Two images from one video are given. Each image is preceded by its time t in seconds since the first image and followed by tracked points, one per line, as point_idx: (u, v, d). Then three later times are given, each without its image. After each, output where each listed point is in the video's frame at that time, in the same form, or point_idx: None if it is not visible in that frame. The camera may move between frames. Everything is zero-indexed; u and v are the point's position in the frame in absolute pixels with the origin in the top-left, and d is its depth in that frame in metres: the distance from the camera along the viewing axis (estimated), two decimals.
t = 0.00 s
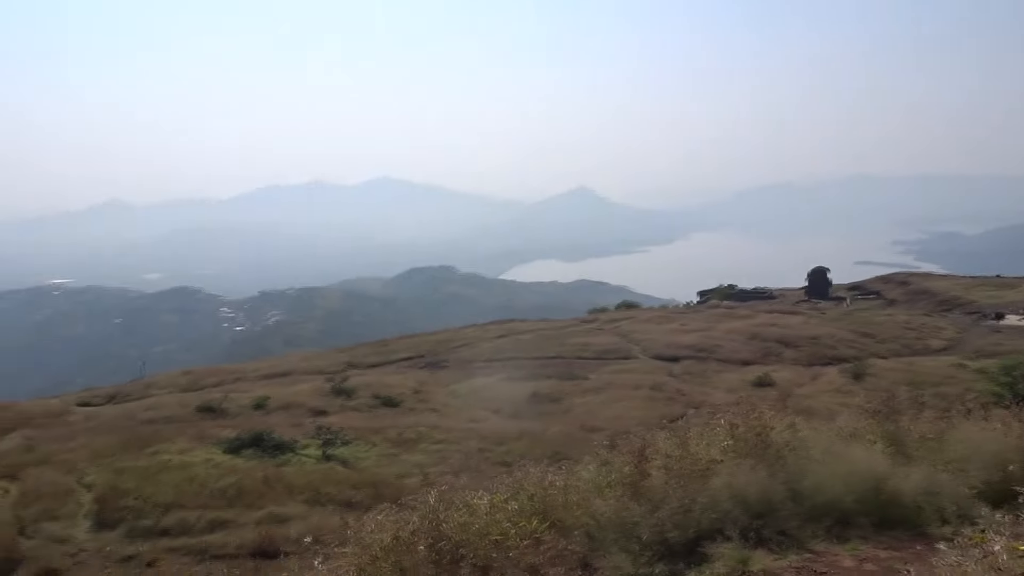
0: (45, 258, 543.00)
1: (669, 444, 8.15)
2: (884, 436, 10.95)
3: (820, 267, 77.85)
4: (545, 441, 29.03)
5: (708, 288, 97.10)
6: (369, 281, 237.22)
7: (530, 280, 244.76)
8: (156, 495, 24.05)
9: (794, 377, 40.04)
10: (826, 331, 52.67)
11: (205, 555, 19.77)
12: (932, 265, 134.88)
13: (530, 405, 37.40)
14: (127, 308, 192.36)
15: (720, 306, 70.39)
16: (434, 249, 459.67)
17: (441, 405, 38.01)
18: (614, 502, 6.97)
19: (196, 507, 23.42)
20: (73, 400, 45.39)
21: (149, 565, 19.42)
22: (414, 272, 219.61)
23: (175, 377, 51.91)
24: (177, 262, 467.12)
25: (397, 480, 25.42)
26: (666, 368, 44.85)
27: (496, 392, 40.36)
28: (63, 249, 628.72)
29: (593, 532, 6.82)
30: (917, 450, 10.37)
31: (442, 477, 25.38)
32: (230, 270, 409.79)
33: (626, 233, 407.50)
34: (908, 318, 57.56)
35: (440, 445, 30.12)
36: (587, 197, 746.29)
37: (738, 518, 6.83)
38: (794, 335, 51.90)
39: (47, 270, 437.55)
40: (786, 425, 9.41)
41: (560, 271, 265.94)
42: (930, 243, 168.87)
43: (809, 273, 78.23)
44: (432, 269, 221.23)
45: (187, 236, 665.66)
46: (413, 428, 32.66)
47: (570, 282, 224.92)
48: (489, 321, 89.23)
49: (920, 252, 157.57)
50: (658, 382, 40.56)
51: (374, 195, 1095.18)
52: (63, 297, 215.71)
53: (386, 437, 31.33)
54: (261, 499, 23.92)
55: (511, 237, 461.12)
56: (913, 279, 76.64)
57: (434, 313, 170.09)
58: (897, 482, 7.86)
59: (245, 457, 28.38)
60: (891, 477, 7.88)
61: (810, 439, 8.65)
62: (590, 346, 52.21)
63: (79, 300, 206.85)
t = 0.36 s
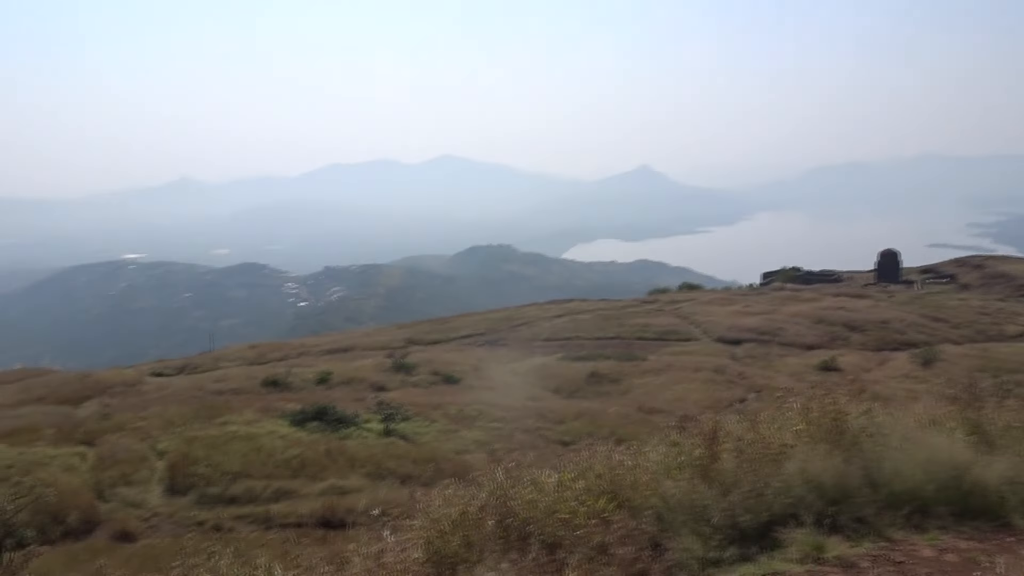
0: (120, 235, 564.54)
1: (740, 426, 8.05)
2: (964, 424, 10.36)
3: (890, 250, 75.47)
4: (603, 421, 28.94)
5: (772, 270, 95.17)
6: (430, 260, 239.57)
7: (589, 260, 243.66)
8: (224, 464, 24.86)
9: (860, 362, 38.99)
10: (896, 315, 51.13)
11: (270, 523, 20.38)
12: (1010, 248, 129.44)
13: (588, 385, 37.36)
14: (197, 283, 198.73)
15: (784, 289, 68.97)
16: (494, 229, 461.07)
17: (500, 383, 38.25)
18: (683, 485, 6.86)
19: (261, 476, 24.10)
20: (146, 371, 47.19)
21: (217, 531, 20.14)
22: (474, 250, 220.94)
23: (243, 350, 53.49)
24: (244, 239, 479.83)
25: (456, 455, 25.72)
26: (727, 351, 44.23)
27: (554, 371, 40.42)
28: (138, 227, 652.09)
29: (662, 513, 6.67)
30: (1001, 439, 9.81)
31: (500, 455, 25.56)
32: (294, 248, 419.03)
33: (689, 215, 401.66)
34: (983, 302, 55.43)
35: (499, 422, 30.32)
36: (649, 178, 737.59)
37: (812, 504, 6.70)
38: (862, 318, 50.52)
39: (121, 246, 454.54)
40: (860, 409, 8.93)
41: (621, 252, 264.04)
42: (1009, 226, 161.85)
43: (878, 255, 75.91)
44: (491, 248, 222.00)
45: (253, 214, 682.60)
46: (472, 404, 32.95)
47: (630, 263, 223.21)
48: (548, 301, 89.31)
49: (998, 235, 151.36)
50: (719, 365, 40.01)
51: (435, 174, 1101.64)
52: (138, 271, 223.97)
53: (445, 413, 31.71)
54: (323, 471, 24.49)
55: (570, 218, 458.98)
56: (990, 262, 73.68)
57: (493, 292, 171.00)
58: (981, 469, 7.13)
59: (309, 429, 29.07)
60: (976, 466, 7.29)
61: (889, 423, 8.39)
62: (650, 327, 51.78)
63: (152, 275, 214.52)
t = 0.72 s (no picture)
0: (178, 220, 579.51)
1: (802, 415, 7.90)
2: None
3: (950, 236, 73.26)
4: (652, 408, 28.75)
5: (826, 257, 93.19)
6: (478, 245, 240.49)
7: (638, 246, 241.87)
8: (277, 444, 25.35)
9: (917, 351, 38.00)
10: (955, 304, 49.64)
11: (321, 502, 20.75)
12: None
13: (636, 370, 37.17)
14: (251, 266, 202.95)
15: (838, 276, 67.59)
16: (542, 215, 460.42)
17: (547, 368, 38.33)
18: (742, 474, 6.76)
19: (313, 456, 24.52)
20: (203, 351, 48.42)
21: (270, 508, 20.60)
22: (523, 235, 221.05)
23: (295, 332, 54.50)
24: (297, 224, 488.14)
25: (504, 439, 25.81)
26: (778, 338, 43.56)
27: (602, 356, 40.31)
28: (194, 212, 667.11)
29: (722, 501, 6.58)
30: None
31: (548, 440, 25.59)
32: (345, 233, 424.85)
33: (741, 201, 395.32)
34: None
35: (546, 407, 30.42)
36: (699, 163, 727.60)
37: (876, 496, 6.53)
38: (919, 307, 49.19)
39: (177, 231, 465.86)
40: (928, 400, 8.64)
41: (670, 238, 261.40)
42: None
43: (937, 242, 73.74)
44: (539, 233, 221.72)
45: (305, 199, 693.32)
46: (519, 389, 33.09)
47: (679, 249, 220.84)
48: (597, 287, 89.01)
49: None
50: (770, 352, 39.39)
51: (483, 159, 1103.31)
52: (194, 255, 229.52)
53: (494, 397, 31.90)
54: (373, 452, 24.85)
55: (619, 203, 455.58)
56: None
57: (541, 277, 171.03)
58: None
59: (359, 411, 29.46)
60: None
61: (957, 413, 8.12)
62: (700, 313, 51.20)
63: (208, 259, 219.64)
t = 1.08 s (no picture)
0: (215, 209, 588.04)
1: (848, 410, 7.76)
2: None
3: (992, 229, 71.58)
4: (684, 400, 28.54)
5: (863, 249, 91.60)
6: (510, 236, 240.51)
7: (671, 237, 240.12)
8: (310, 431, 25.61)
9: (956, 346, 37.22)
10: (996, 298, 48.55)
11: (354, 490, 20.93)
12: None
13: (668, 362, 36.91)
14: (285, 255, 205.24)
15: (876, 269, 66.45)
16: (574, 206, 459.12)
17: (579, 359, 38.21)
18: (788, 468, 6.65)
19: (346, 444, 24.72)
20: (238, 339, 49.05)
21: (303, 495, 20.86)
22: (555, 226, 220.66)
23: (328, 320, 54.97)
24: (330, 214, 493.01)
25: (535, 430, 25.79)
26: (813, 331, 42.97)
27: (634, 347, 40.09)
28: (230, 201, 675.52)
29: (768, 498, 6.49)
30: None
31: (579, 432, 25.52)
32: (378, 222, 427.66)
33: (776, 193, 390.39)
34: None
35: (578, 398, 30.35)
36: (734, 154, 719.29)
37: (927, 494, 6.38)
38: (959, 301, 48.17)
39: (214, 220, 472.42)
40: (978, 395, 8.45)
41: (704, 229, 259.15)
42: None
43: (979, 235, 72.11)
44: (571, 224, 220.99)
45: (339, 188, 699.35)
46: (550, 380, 33.08)
47: (713, 240, 218.78)
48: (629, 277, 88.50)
49: None
50: (805, 346, 38.90)
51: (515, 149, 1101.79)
52: (229, 243, 232.64)
53: (525, 387, 31.91)
54: (405, 441, 24.99)
55: (651, 195, 452.58)
56: None
57: (572, 267, 170.79)
58: None
59: (391, 400, 29.65)
60: None
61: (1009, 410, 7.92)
62: (733, 305, 50.67)
63: (243, 247, 222.48)
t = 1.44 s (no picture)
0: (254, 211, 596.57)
1: (898, 417, 7.59)
2: None
3: None
4: (720, 407, 28.25)
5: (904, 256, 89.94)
6: (545, 240, 240.34)
7: (707, 242, 238.15)
8: (346, 432, 25.83)
9: (1001, 356, 36.32)
10: None
11: (389, 490, 21.05)
12: None
13: (704, 368, 36.55)
14: (322, 257, 207.35)
15: (917, 276, 65.12)
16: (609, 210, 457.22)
17: (614, 364, 38.04)
18: (836, 475, 6.55)
19: (382, 445, 24.89)
20: (275, 339, 49.72)
21: (339, 495, 21.09)
22: (590, 231, 220.15)
23: (364, 322, 55.40)
24: (367, 216, 497.23)
25: (570, 434, 25.74)
26: (852, 339, 42.30)
27: (670, 353, 39.77)
28: (269, 203, 684.67)
29: (815, 505, 6.37)
30: None
31: (613, 436, 25.40)
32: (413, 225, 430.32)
33: (815, 198, 384.81)
34: None
35: (612, 402, 30.25)
36: (772, 159, 711.17)
37: (980, 504, 6.14)
38: (1003, 309, 47.00)
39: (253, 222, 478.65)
40: None
41: (741, 234, 256.52)
42: None
43: None
44: (607, 228, 220.20)
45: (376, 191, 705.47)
46: (585, 384, 32.97)
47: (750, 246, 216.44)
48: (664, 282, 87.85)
49: None
50: (843, 353, 38.29)
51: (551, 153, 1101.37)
52: (267, 245, 235.89)
53: (559, 391, 31.81)
54: (440, 443, 25.10)
55: (688, 200, 449.26)
56: None
57: (607, 272, 170.18)
58: None
59: (426, 402, 29.80)
60: None
61: None
62: (770, 312, 50.01)
63: (281, 249, 225.28)
